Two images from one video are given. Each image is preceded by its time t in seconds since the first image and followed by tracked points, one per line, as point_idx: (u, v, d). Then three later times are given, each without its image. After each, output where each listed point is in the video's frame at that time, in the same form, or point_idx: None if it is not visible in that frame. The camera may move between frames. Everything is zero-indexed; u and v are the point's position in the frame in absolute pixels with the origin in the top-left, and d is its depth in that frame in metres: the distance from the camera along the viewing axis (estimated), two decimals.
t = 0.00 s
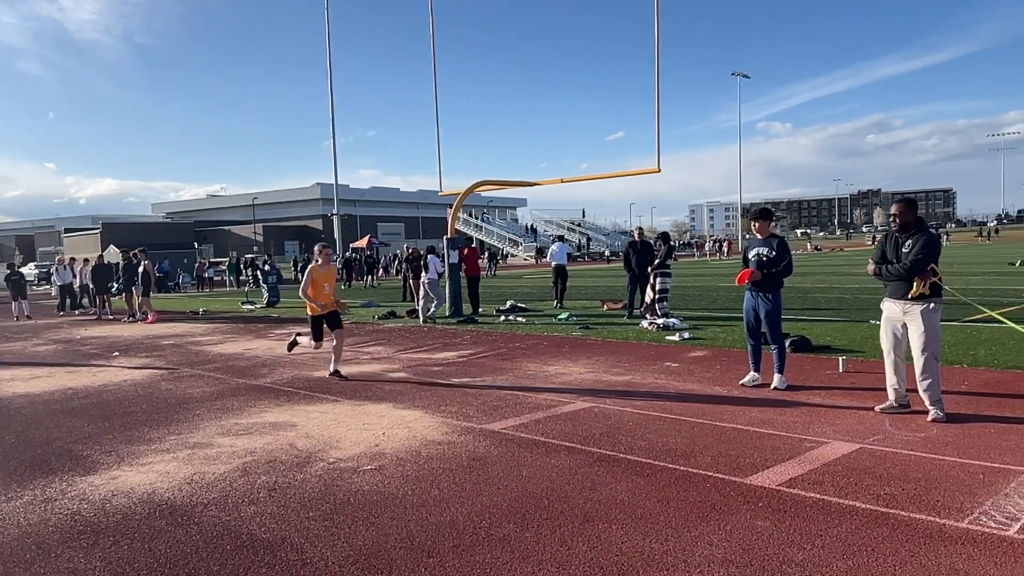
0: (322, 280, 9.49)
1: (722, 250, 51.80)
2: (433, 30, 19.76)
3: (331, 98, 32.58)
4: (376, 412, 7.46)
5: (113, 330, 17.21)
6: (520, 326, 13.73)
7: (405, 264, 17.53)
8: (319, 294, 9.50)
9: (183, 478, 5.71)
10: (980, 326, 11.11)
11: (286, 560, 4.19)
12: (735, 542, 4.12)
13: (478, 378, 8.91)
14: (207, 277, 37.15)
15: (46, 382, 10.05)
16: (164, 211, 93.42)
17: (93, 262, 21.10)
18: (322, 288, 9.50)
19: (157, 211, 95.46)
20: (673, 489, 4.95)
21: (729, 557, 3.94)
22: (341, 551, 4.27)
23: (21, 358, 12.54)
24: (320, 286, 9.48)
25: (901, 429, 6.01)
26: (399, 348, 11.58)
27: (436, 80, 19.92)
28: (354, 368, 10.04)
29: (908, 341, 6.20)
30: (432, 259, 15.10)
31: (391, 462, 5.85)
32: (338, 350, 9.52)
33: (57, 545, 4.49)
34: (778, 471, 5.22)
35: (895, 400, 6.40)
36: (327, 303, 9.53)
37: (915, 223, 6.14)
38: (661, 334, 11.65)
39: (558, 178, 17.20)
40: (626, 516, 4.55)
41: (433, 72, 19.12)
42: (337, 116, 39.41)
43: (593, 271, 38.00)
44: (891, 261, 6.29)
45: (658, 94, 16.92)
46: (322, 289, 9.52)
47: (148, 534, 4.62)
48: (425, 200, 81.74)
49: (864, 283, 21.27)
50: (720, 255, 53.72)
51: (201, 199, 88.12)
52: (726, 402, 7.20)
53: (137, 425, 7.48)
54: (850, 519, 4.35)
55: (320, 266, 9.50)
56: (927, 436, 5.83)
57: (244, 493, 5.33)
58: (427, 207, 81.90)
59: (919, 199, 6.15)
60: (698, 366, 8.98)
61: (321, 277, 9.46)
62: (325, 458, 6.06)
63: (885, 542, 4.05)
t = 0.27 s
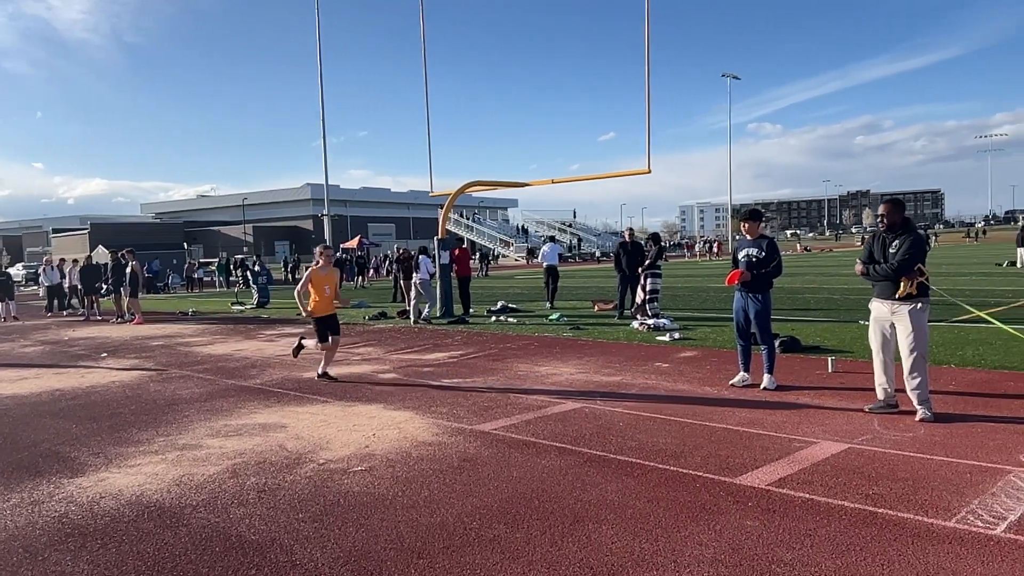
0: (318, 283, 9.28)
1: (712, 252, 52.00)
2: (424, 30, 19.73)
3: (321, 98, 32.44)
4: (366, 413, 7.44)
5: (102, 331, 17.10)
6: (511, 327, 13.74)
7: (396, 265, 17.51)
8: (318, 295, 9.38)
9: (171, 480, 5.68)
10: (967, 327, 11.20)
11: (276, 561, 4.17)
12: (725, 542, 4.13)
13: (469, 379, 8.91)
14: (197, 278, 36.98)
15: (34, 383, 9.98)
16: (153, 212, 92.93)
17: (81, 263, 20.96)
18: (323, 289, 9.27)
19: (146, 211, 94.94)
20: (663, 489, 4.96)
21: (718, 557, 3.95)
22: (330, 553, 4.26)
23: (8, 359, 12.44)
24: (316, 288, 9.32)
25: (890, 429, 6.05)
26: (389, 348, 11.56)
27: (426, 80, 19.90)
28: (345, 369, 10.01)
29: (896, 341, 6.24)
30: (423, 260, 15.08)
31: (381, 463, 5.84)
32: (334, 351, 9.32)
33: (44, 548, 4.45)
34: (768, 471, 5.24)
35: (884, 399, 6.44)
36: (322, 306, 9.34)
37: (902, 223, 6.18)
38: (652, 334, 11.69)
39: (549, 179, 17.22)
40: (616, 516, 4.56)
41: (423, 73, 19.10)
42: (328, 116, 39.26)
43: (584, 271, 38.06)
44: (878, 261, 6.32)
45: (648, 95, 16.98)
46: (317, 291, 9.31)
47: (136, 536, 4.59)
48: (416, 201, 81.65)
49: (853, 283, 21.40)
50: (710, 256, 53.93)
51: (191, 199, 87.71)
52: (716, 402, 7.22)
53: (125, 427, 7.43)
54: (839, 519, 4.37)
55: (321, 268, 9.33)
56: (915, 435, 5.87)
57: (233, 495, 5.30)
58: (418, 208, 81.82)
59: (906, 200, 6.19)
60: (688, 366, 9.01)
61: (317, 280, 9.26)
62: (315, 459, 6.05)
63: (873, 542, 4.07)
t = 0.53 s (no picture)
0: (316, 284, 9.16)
1: (702, 252, 52.12)
2: (414, 30, 19.70)
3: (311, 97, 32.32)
4: (356, 414, 7.42)
5: (89, 332, 16.98)
6: (501, 328, 13.73)
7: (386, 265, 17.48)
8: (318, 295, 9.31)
9: (159, 482, 5.64)
10: (954, 326, 11.27)
11: (264, 563, 4.15)
12: (713, 542, 4.14)
13: (459, 380, 8.90)
14: (185, 279, 36.76)
15: (20, 385, 9.90)
16: (142, 212, 92.44)
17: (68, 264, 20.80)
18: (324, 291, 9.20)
19: (134, 211, 94.35)
20: (652, 489, 4.97)
21: (707, 557, 3.96)
22: (319, 554, 4.24)
23: None
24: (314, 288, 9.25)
25: (877, 429, 6.09)
26: (379, 349, 11.54)
27: (416, 80, 19.84)
28: (334, 370, 9.98)
29: (884, 341, 6.27)
30: (414, 261, 15.05)
31: (370, 464, 5.82)
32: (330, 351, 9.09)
33: (30, 551, 4.41)
34: (756, 470, 5.26)
35: (872, 399, 6.47)
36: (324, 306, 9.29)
37: (889, 223, 6.22)
38: (642, 334, 11.72)
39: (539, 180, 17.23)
40: (605, 516, 4.56)
41: (413, 72, 19.06)
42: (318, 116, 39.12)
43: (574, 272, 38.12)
44: (865, 261, 6.36)
45: (637, 95, 17.00)
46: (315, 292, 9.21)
47: (124, 539, 4.56)
48: (406, 201, 81.56)
49: (842, 284, 21.52)
50: (699, 257, 54.06)
51: (180, 200, 87.27)
52: (705, 402, 7.24)
53: (113, 429, 7.38)
54: (827, 518, 4.39)
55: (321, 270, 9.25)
56: (903, 435, 5.90)
57: (221, 496, 5.27)
58: (408, 208, 81.73)
59: (893, 200, 6.23)
60: (678, 366, 9.03)
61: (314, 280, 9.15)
62: (304, 460, 6.02)
63: (861, 541, 4.09)
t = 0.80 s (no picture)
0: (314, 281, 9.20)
1: (691, 253, 52.29)
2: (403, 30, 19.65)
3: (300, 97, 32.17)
4: (345, 414, 7.40)
5: (76, 333, 16.85)
6: (491, 328, 13.74)
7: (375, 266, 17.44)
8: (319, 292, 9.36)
9: (147, 484, 5.60)
10: (941, 326, 11.34)
11: (252, 565, 4.13)
12: (702, 541, 4.15)
13: (448, 380, 8.89)
14: (173, 279, 36.53)
15: (6, 387, 9.80)
16: (129, 212, 91.81)
17: (53, 265, 20.62)
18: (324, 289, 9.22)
19: (121, 211, 93.72)
20: (641, 489, 4.99)
21: (696, 556, 3.97)
22: (308, 556, 4.23)
23: None
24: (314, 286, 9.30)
25: (864, 428, 6.13)
26: (369, 350, 11.51)
27: (405, 79, 19.78)
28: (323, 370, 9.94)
29: (871, 340, 6.31)
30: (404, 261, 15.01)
31: (360, 465, 5.81)
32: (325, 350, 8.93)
33: (15, 555, 4.37)
34: (744, 470, 5.28)
35: (859, 399, 6.52)
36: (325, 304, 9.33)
37: (875, 224, 6.26)
38: (631, 335, 11.75)
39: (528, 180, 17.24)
40: (594, 516, 4.57)
41: (403, 73, 19.04)
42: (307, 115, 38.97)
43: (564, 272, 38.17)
44: (851, 261, 6.40)
45: (626, 96, 17.06)
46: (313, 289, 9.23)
47: (110, 542, 4.53)
48: (395, 201, 81.40)
49: (830, 284, 21.65)
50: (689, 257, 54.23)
51: (168, 200, 86.75)
52: (694, 402, 7.27)
53: (99, 431, 7.32)
54: (815, 517, 4.42)
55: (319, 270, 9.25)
56: (890, 434, 5.95)
57: (209, 498, 5.24)
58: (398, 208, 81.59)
59: (879, 201, 6.28)
60: (667, 366, 9.06)
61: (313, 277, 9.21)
62: (293, 461, 6.00)
63: (848, 539, 4.12)
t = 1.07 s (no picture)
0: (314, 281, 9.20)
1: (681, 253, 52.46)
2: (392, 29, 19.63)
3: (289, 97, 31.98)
4: (334, 415, 7.38)
5: (63, 334, 16.72)
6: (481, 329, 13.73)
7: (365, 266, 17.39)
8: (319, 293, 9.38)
9: (134, 486, 5.57)
10: (927, 326, 11.43)
11: (240, 567, 4.11)
12: (691, 541, 4.17)
13: (438, 381, 8.88)
14: (161, 281, 36.32)
15: None
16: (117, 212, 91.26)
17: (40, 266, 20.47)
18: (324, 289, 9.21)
19: (109, 211, 93.16)
20: (630, 489, 4.99)
21: (684, 555, 3.99)
22: (296, 557, 4.21)
23: None
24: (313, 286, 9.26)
25: (852, 427, 6.16)
26: (358, 351, 11.48)
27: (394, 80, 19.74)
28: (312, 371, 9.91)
29: (859, 340, 6.34)
30: (395, 262, 14.98)
31: (348, 466, 5.79)
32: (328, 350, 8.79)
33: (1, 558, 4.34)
34: (733, 469, 5.30)
35: (847, 398, 6.55)
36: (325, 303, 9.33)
37: (861, 223, 6.30)
38: (621, 335, 11.77)
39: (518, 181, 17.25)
40: (584, 516, 4.57)
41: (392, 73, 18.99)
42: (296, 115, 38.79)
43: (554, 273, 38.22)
44: (838, 261, 6.43)
45: (615, 97, 17.10)
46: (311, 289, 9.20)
47: (97, 545, 4.49)
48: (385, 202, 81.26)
49: (818, 284, 21.77)
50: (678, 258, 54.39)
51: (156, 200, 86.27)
52: (683, 402, 7.29)
53: (86, 433, 7.27)
54: (803, 516, 4.44)
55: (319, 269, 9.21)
56: (877, 433, 5.98)
57: (197, 500, 5.21)
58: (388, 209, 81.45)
59: (864, 201, 6.32)
60: (656, 366, 9.09)
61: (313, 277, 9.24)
62: (282, 463, 5.98)
63: (836, 538, 4.14)
